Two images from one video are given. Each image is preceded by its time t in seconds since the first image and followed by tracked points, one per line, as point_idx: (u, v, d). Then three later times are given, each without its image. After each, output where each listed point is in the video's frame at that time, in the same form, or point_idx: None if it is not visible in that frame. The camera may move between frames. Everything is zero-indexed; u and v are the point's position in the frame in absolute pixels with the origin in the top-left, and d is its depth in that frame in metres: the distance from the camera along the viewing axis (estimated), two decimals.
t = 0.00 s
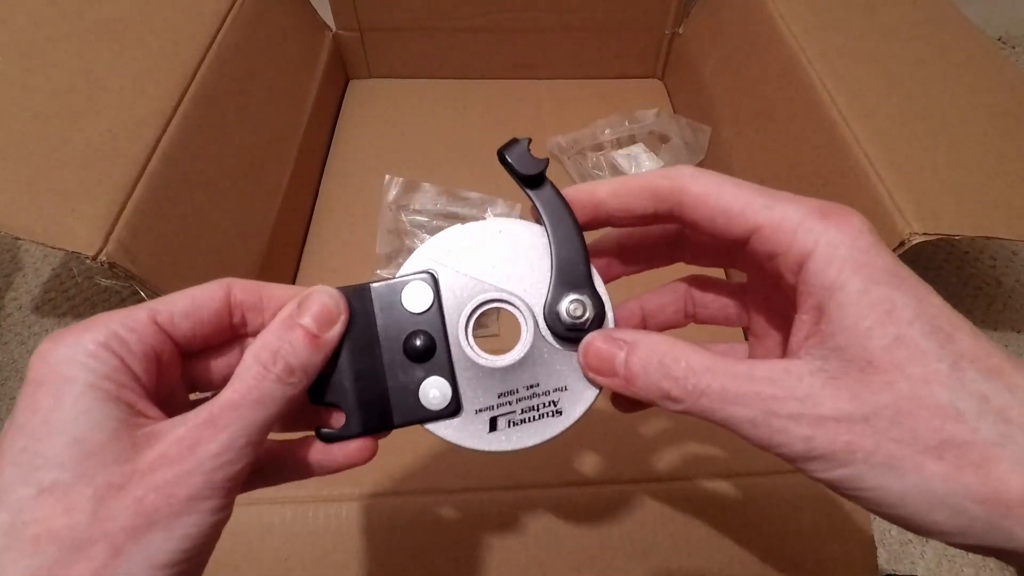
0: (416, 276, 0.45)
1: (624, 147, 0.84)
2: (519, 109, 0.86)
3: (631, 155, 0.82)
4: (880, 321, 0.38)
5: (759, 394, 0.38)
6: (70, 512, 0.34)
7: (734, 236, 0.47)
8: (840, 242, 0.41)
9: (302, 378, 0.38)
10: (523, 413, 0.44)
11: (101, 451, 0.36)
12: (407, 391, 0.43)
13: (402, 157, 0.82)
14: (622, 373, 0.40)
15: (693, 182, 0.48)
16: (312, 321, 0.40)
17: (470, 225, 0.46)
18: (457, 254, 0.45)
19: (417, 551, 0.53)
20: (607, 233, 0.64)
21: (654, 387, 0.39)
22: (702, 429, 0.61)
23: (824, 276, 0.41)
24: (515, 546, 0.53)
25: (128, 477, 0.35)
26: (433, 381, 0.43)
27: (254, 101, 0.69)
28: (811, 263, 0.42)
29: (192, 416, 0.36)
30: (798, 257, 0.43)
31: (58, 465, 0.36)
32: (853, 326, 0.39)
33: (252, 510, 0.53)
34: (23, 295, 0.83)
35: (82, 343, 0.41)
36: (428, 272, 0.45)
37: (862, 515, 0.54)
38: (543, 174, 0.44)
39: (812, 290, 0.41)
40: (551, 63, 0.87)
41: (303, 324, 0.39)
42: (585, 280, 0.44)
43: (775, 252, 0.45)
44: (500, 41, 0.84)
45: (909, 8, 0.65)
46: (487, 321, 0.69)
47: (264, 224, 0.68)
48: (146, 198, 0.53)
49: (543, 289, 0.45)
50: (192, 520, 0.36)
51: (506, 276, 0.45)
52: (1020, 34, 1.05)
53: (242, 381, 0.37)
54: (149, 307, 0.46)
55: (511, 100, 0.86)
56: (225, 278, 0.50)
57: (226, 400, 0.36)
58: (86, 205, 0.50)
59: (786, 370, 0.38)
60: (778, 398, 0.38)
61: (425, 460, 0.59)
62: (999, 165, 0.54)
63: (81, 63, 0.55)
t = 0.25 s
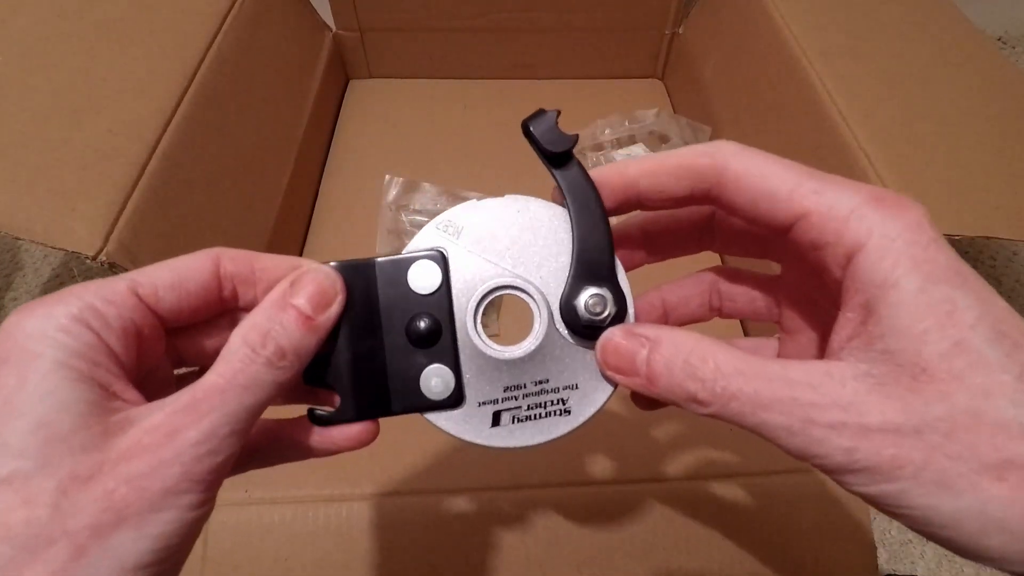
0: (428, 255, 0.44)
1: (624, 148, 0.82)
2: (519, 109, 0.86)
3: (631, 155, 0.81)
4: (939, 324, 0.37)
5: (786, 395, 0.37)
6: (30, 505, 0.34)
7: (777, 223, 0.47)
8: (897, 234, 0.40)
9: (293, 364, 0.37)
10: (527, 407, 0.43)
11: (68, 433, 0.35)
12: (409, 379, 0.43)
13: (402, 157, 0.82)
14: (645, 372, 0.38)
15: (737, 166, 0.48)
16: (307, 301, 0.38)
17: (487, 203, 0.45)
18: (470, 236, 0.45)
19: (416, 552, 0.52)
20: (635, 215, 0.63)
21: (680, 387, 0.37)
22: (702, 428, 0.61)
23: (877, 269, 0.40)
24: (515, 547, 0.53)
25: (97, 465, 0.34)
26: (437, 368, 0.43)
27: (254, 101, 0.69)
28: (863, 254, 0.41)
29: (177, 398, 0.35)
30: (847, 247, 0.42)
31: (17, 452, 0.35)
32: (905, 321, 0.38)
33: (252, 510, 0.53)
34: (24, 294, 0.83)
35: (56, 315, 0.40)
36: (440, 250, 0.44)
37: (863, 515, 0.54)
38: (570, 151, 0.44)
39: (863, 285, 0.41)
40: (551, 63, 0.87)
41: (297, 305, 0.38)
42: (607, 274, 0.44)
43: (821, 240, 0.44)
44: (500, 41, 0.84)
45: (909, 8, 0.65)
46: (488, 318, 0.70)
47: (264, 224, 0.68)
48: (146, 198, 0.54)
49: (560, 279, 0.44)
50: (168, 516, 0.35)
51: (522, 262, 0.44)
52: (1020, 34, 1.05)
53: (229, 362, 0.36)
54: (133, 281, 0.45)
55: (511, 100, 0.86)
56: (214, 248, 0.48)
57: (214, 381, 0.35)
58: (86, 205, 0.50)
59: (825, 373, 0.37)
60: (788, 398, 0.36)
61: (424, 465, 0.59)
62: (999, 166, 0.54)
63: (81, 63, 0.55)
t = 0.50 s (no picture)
0: (431, 253, 0.44)
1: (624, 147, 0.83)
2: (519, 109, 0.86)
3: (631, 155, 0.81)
4: (962, 286, 0.37)
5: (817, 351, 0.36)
6: (14, 516, 0.33)
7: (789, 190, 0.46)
8: (919, 196, 0.40)
9: (300, 384, 0.36)
10: (560, 385, 0.43)
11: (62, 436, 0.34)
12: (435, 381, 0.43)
13: (402, 157, 0.82)
14: (659, 332, 0.38)
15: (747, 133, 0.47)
16: (324, 320, 0.38)
17: (481, 189, 0.45)
18: (469, 225, 0.45)
19: (417, 552, 0.52)
20: (641, 191, 0.63)
21: (693, 347, 0.37)
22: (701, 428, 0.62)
23: (900, 233, 0.40)
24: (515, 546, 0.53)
25: (86, 479, 0.33)
26: (464, 367, 0.42)
27: (254, 101, 0.69)
28: (884, 219, 0.41)
29: (177, 408, 0.34)
30: (869, 213, 0.42)
31: (4, 456, 0.34)
32: (930, 285, 0.38)
33: (252, 510, 0.53)
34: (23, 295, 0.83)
35: (60, 307, 0.39)
36: (443, 245, 0.44)
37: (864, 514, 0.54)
38: (555, 122, 0.43)
39: (884, 249, 0.40)
40: (550, 63, 0.87)
41: (313, 322, 0.37)
42: (614, 236, 0.43)
43: (841, 209, 0.44)
44: (500, 41, 0.84)
45: (908, 8, 0.65)
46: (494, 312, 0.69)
47: (264, 224, 0.68)
48: (146, 198, 0.54)
49: (566, 251, 0.44)
50: (155, 537, 0.34)
51: (526, 242, 0.44)
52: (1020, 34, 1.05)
53: (239, 378, 0.35)
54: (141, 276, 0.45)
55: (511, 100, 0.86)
56: (216, 239, 0.50)
57: (224, 395, 0.34)
58: (86, 205, 0.50)
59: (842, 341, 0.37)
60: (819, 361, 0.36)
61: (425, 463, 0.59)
62: (998, 166, 0.54)
63: (81, 64, 0.55)
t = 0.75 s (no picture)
0: (443, 279, 0.44)
1: (625, 147, 0.83)
2: (519, 108, 0.86)
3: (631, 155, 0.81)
4: (937, 307, 0.38)
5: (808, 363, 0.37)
6: (70, 558, 0.35)
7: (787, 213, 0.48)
8: (902, 231, 0.41)
9: (334, 429, 0.37)
10: (598, 372, 0.43)
11: (116, 485, 0.37)
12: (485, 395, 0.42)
13: (402, 157, 0.81)
14: (665, 322, 0.38)
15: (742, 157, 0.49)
16: (357, 366, 0.39)
17: (475, 210, 0.46)
18: (473, 246, 0.45)
19: (417, 552, 0.52)
20: (649, 196, 0.65)
21: (697, 339, 0.37)
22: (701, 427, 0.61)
23: (882, 257, 0.40)
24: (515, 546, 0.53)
25: (134, 526, 0.35)
26: (505, 376, 0.42)
27: (254, 101, 0.69)
28: (869, 250, 0.41)
29: (220, 456, 0.36)
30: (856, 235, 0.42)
31: (64, 506, 0.36)
32: (908, 317, 0.38)
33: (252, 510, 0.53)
34: (23, 294, 0.82)
35: (110, 359, 0.42)
36: (451, 270, 0.44)
37: (863, 515, 0.54)
38: (526, 131, 0.44)
39: (866, 274, 0.41)
40: (550, 63, 0.87)
41: (347, 369, 0.38)
42: (611, 221, 0.44)
43: (833, 228, 0.44)
44: (500, 41, 0.84)
45: (908, 8, 0.65)
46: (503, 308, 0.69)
47: (265, 223, 0.68)
48: (146, 198, 0.53)
49: (568, 248, 0.45)
50: None
51: (529, 246, 0.45)
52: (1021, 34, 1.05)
53: (275, 426, 0.36)
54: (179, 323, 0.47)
55: (511, 99, 0.86)
56: (252, 281, 0.51)
57: (261, 444, 0.35)
58: (86, 205, 0.50)
59: (832, 345, 0.37)
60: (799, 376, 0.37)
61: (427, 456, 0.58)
62: (998, 166, 0.54)
63: (81, 64, 0.55)
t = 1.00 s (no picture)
0: (449, 299, 0.44)
1: (625, 148, 0.83)
2: (519, 109, 0.86)
3: (631, 155, 0.82)
4: (831, 393, 0.44)
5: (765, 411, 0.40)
6: None
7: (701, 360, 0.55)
8: (795, 342, 0.49)
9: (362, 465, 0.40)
10: (615, 354, 0.44)
11: (153, 519, 0.38)
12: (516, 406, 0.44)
13: (402, 157, 0.81)
14: (592, 418, 0.41)
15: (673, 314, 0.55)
16: (384, 403, 0.40)
17: (463, 223, 0.45)
18: (469, 258, 0.44)
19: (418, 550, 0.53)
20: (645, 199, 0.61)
21: (621, 438, 0.40)
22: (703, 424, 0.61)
23: (781, 360, 0.48)
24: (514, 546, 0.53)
25: (167, 559, 0.37)
26: (528, 381, 0.44)
27: (255, 101, 0.69)
28: (768, 356, 0.49)
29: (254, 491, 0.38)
30: (758, 347, 0.50)
31: (102, 535, 0.38)
32: (811, 402, 0.44)
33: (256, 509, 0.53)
34: (24, 294, 0.82)
35: (147, 396, 0.43)
36: (455, 285, 0.44)
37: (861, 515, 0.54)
38: (499, 138, 0.42)
39: (772, 372, 0.48)
40: (550, 63, 0.87)
41: (375, 406, 0.40)
42: (600, 208, 0.43)
43: (742, 350, 0.51)
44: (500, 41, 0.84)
45: (908, 8, 0.65)
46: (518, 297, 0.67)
47: (265, 223, 0.67)
48: (146, 198, 0.53)
49: (561, 242, 0.44)
50: None
51: (523, 248, 0.44)
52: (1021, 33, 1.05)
53: (308, 469, 0.38)
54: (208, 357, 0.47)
55: (511, 100, 0.86)
56: (275, 316, 0.52)
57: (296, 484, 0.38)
58: (86, 205, 0.50)
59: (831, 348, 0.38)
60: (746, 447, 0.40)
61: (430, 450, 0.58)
62: (998, 166, 0.54)
63: (82, 64, 0.56)
